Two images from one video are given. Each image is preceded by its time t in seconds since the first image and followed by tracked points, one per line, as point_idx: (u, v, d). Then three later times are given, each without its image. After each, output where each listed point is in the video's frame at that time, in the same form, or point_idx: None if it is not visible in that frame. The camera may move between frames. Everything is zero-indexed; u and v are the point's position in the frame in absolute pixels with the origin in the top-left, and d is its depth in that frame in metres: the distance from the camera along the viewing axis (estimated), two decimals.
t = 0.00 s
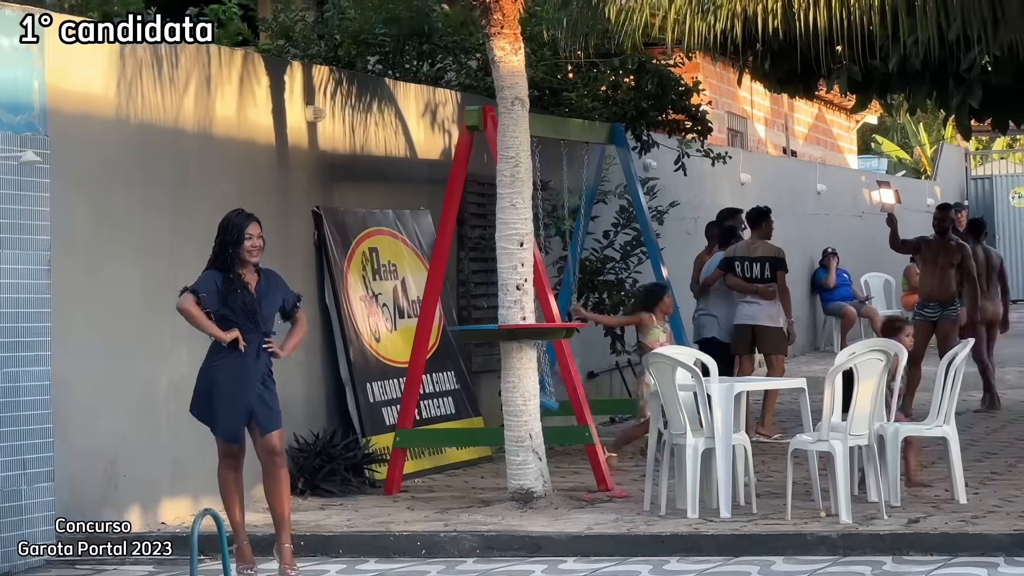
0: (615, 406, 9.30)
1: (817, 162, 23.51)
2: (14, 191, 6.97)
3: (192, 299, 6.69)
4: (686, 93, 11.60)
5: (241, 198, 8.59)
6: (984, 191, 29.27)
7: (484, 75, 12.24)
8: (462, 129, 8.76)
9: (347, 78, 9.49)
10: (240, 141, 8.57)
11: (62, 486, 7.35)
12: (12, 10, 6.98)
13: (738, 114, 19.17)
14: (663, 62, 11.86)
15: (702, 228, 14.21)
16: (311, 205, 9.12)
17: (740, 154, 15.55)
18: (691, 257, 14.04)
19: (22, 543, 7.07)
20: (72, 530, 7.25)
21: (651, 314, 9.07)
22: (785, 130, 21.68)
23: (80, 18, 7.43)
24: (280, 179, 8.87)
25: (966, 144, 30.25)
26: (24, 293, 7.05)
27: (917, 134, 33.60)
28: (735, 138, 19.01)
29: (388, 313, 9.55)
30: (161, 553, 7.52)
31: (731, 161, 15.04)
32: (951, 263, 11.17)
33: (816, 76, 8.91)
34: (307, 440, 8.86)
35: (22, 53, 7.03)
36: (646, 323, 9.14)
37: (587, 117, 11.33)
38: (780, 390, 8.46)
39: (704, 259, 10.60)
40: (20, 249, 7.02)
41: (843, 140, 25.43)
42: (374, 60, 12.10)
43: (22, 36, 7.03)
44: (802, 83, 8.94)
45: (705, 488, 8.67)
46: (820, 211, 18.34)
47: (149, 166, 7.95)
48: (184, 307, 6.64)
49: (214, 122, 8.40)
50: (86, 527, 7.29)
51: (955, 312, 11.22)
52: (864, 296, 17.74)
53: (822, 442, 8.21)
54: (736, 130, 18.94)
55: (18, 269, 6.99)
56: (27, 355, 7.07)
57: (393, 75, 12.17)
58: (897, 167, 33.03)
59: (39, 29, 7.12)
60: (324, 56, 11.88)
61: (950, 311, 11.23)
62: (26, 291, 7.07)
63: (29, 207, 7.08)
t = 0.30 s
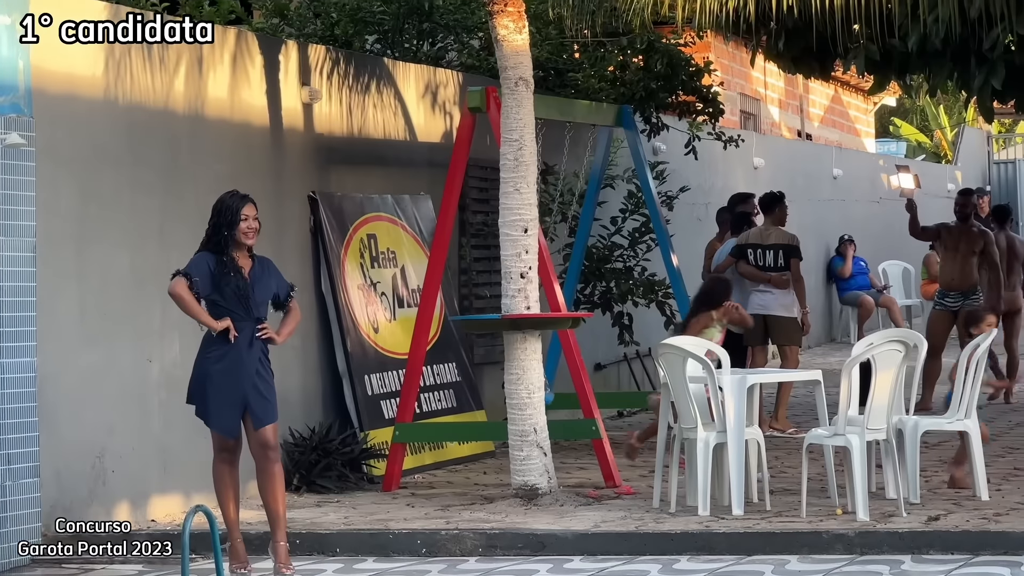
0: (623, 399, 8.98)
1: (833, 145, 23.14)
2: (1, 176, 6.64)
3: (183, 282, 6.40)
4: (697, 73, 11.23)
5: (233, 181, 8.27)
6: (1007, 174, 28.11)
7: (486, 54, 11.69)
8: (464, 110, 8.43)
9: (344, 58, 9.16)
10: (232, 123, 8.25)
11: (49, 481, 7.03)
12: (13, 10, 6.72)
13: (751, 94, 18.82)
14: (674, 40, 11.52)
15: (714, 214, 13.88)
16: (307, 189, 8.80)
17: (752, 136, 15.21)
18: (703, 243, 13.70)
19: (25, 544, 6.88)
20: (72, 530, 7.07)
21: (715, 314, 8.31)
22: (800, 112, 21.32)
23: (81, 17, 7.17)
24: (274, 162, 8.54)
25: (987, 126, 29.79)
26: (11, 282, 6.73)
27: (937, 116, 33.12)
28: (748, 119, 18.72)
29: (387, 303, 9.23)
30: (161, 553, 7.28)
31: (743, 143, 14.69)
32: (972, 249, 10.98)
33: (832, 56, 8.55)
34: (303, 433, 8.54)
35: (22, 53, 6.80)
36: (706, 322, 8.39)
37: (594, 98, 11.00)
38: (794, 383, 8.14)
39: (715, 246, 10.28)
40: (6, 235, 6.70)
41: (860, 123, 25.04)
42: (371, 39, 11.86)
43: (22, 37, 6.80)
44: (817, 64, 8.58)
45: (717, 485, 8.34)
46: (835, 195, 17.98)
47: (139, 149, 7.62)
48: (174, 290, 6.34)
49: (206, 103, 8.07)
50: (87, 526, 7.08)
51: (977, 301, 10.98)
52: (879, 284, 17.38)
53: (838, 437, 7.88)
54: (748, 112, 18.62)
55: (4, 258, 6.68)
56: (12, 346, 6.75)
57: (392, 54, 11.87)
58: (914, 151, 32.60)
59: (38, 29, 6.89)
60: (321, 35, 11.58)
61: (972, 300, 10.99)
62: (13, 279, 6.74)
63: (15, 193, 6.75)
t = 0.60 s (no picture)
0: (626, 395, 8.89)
1: (838, 137, 23.04)
2: None
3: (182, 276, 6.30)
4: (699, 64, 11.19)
5: (229, 173, 8.15)
6: (1013, 167, 27.94)
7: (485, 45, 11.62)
8: (463, 101, 8.31)
9: (342, 49, 9.05)
10: (228, 113, 8.13)
11: (43, 477, 6.93)
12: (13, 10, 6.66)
13: (753, 85, 18.72)
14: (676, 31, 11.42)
15: (718, 206, 13.78)
16: (304, 181, 8.68)
17: (756, 128, 15.09)
18: (705, 236, 13.59)
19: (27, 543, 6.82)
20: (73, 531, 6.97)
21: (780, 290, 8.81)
22: (803, 103, 21.21)
23: (82, 18, 7.11)
24: (270, 154, 8.43)
25: (993, 118, 29.66)
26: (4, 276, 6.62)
27: (942, 109, 32.96)
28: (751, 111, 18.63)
29: (386, 297, 9.11)
30: (161, 553, 7.18)
31: (745, 135, 14.58)
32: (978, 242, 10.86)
33: (837, 46, 8.42)
34: (300, 429, 8.43)
35: (21, 54, 6.73)
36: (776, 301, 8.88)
37: (595, 89, 10.88)
38: (798, 378, 8.03)
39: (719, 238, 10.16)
40: None
41: (865, 114, 24.93)
42: (369, 29, 11.75)
43: (22, 36, 6.74)
44: (822, 54, 8.45)
45: (719, 481, 8.23)
46: (839, 188, 17.86)
47: (134, 140, 7.50)
48: (173, 285, 6.23)
49: (202, 94, 7.95)
50: (87, 526, 6.98)
51: (984, 294, 10.85)
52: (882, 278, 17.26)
53: (843, 432, 7.78)
54: (750, 103, 18.53)
55: None
56: (4, 341, 6.64)
57: (390, 45, 11.78)
58: (920, 143, 32.48)
59: (39, 29, 6.83)
60: (318, 25, 11.56)
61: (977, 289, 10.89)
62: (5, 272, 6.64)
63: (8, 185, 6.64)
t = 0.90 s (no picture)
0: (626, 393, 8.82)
1: (837, 133, 23.03)
2: None
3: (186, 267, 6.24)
4: (698, 60, 11.08)
5: (226, 169, 8.13)
6: (1012, 163, 27.91)
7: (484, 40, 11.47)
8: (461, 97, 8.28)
9: (340, 44, 9.02)
10: (225, 108, 8.10)
11: (39, 475, 6.90)
12: (13, 11, 6.65)
13: (752, 81, 18.70)
14: (674, 27, 11.37)
15: (716, 203, 13.76)
16: (302, 178, 8.66)
17: (755, 125, 15.07)
18: (704, 232, 13.57)
19: (25, 542, 6.80)
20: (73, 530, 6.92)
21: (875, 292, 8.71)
22: (803, 99, 21.19)
23: (81, 18, 7.09)
24: (268, 150, 8.40)
25: (992, 114, 29.63)
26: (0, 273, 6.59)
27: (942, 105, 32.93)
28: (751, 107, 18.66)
29: (384, 294, 9.08)
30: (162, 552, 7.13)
31: (745, 131, 14.55)
32: (977, 239, 10.81)
33: (836, 42, 8.39)
34: (297, 426, 8.41)
35: (19, 53, 6.73)
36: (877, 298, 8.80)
37: (593, 85, 10.87)
38: (797, 374, 8.00)
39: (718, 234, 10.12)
40: None
41: (864, 110, 24.91)
42: (367, 25, 11.77)
43: (22, 36, 6.73)
44: (822, 50, 8.42)
45: (718, 478, 8.21)
46: (838, 185, 17.84)
47: (130, 137, 7.47)
48: (182, 280, 6.17)
49: (199, 90, 7.92)
50: (87, 526, 6.94)
51: (983, 291, 10.82)
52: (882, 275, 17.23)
53: (842, 429, 7.76)
54: (749, 100, 18.52)
55: None
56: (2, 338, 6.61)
57: (388, 41, 11.76)
58: (919, 139, 32.46)
59: (38, 29, 6.81)
60: (316, 21, 11.43)
61: None
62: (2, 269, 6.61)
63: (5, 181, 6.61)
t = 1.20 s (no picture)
0: (626, 391, 8.72)
1: (834, 131, 23.02)
2: None
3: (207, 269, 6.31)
4: (695, 58, 11.05)
5: (223, 168, 8.13)
6: (1010, 162, 27.92)
7: (480, 38, 11.43)
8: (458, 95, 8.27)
9: (337, 43, 9.01)
10: (223, 107, 8.10)
11: (37, 473, 6.90)
12: (13, 11, 6.69)
13: (750, 79, 18.71)
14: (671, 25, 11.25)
15: (714, 201, 13.76)
16: (299, 176, 8.65)
17: (753, 123, 15.07)
18: (702, 230, 13.56)
19: (25, 542, 6.82)
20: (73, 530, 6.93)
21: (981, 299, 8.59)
22: (800, 97, 21.19)
23: (81, 18, 7.12)
24: (264, 149, 8.39)
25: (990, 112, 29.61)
26: None
27: (939, 104, 32.94)
28: (748, 105, 18.67)
29: (381, 292, 9.08)
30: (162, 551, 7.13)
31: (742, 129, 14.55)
32: (975, 238, 10.79)
33: (834, 40, 8.36)
34: (295, 425, 8.40)
35: (18, 53, 6.75)
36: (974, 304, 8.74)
37: (591, 84, 10.89)
38: (794, 373, 8.01)
39: (716, 233, 10.11)
40: None
41: (862, 108, 24.90)
42: (365, 23, 11.78)
43: (22, 36, 6.76)
44: (820, 48, 8.39)
45: (716, 476, 8.21)
46: (835, 183, 17.85)
47: (127, 136, 7.46)
48: (208, 285, 6.25)
49: (196, 88, 7.92)
50: (88, 526, 6.96)
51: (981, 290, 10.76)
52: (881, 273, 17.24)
53: (839, 428, 7.78)
54: (746, 98, 18.53)
55: None
56: None
57: (385, 40, 11.76)
58: (917, 137, 32.45)
59: (38, 29, 6.84)
60: (313, 19, 11.48)
61: None
62: None
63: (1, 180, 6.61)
